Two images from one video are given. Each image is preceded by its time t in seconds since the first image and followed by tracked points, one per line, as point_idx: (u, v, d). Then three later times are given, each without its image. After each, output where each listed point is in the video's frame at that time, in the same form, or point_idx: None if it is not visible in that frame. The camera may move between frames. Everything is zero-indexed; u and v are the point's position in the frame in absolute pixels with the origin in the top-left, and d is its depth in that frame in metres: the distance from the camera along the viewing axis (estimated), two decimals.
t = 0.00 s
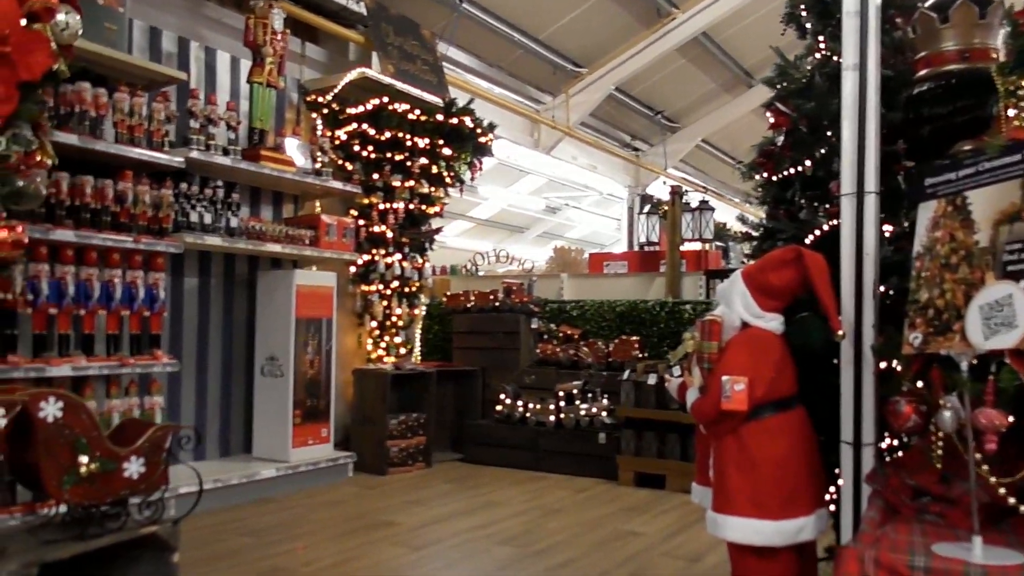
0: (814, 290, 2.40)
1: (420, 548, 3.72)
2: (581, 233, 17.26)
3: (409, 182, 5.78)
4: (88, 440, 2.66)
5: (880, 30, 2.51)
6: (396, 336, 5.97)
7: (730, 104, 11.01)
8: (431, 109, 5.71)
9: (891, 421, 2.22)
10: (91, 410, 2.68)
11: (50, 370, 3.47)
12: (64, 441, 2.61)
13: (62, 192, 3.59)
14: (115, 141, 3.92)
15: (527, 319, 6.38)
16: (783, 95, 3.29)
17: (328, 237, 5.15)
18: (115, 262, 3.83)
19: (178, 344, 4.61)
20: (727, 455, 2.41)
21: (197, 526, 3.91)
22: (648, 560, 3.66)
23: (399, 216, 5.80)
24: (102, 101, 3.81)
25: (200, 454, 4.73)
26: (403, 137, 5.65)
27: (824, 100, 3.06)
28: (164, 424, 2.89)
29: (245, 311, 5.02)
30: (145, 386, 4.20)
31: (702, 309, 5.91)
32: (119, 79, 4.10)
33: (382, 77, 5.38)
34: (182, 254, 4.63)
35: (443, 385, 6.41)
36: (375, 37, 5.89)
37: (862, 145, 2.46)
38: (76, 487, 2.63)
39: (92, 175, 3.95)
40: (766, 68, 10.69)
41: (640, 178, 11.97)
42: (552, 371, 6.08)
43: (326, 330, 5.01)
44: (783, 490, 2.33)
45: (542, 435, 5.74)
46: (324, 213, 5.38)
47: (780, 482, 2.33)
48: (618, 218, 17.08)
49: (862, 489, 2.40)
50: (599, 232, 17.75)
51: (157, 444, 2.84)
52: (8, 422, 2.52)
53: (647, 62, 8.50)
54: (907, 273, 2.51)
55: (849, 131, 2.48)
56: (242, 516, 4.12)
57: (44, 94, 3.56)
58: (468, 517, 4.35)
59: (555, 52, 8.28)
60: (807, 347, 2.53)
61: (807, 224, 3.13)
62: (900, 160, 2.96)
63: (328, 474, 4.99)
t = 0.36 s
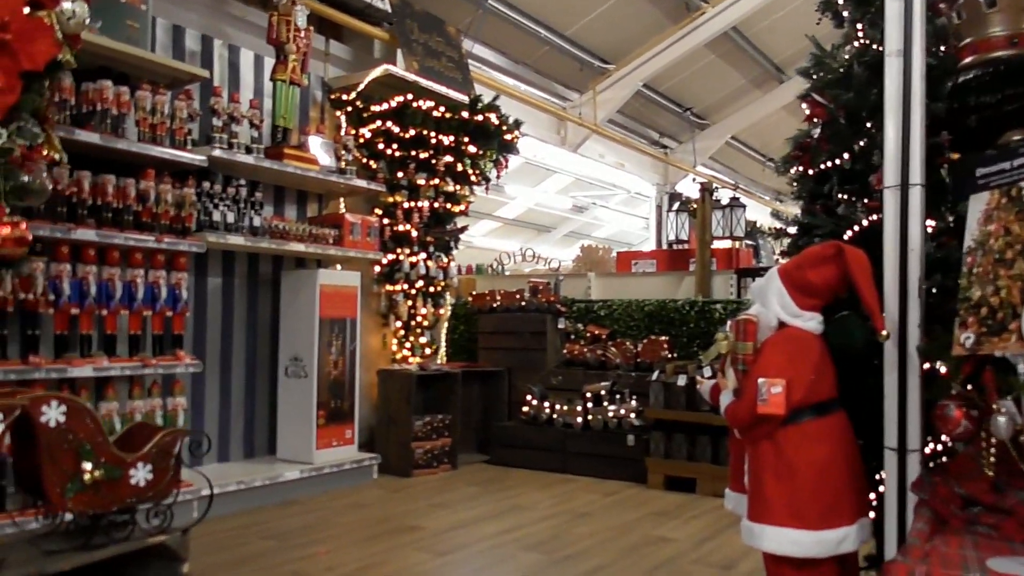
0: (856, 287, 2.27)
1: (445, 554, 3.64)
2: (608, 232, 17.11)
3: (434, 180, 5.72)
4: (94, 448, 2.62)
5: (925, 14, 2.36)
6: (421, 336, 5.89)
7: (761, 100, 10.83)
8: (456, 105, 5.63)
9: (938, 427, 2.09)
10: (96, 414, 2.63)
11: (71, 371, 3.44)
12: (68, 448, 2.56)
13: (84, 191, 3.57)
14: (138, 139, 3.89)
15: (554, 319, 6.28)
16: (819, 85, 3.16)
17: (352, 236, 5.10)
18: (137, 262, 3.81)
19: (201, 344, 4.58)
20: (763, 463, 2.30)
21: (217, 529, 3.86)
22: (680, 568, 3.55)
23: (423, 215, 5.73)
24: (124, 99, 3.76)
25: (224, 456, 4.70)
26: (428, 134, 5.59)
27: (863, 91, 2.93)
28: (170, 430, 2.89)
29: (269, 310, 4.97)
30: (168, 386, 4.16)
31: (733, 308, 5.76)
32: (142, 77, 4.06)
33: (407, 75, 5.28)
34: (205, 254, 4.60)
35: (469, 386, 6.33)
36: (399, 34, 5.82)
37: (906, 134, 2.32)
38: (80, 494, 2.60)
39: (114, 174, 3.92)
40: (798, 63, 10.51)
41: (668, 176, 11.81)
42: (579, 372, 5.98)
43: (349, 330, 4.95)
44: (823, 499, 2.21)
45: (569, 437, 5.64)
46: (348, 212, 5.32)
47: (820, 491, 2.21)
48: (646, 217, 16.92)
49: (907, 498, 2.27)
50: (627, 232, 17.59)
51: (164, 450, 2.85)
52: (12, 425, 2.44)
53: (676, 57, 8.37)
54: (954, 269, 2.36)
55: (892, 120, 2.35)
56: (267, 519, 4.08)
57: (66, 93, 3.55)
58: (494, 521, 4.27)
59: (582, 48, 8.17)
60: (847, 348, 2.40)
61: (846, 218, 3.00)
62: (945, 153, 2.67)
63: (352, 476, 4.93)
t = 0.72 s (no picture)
0: (895, 284, 2.15)
1: (465, 560, 3.55)
2: (631, 232, 16.95)
3: (453, 178, 5.63)
4: (88, 455, 2.56)
5: None
6: (442, 337, 5.81)
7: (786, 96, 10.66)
8: (476, 102, 5.56)
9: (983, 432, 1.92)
10: (91, 420, 2.58)
11: (86, 372, 3.40)
12: (62, 455, 2.50)
13: (98, 190, 3.53)
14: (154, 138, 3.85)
15: (576, 319, 6.17)
16: (851, 75, 3.02)
17: (370, 235, 5.03)
18: (152, 262, 3.76)
19: (219, 345, 4.53)
20: (796, 470, 2.18)
21: (235, 532, 3.81)
22: None
23: (443, 214, 5.65)
24: (139, 97, 3.72)
25: (242, 458, 4.65)
26: (447, 131, 5.49)
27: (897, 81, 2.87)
28: (168, 436, 2.82)
29: (288, 311, 4.92)
30: (185, 387, 4.12)
31: (760, 308, 5.62)
32: (158, 74, 4.01)
33: (426, 71, 5.21)
34: (222, 254, 4.55)
35: (490, 387, 6.24)
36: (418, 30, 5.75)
37: (948, 123, 2.20)
38: (74, 504, 2.53)
39: (129, 173, 3.88)
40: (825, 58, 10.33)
41: (691, 174, 11.65)
42: (601, 373, 5.87)
43: (368, 330, 4.89)
44: (860, 509, 2.09)
45: (592, 439, 5.54)
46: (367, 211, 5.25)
47: (858, 500, 2.09)
48: (669, 216, 16.74)
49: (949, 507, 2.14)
50: (650, 231, 17.42)
51: (163, 457, 2.79)
52: None
53: (700, 53, 8.23)
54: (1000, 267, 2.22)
55: (934, 108, 2.23)
56: (284, 523, 4.02)
57: (80, 91, 3.51)
58: (515, 525, 4.17)
59: (604, 44, 8.06)
60: (885, 350, 2.28)
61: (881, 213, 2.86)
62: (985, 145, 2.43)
63: (371, 479, 4.87)
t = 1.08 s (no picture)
0: (938, 281, 2.03)
1: (487, 566, 3.46)
2: (655, 231, 16.78)
3: (474, 176, 5.54)
4: (82, 463, 2.36)
5: None
6: (463, 337, 5.73)
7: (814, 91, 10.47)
8: (497, 99, 5.47)
9: None
10: (83, 425, 2.37)
11: (101, 373, 3.36)
12: (52, 464, 2.29)
13: (114, 189, 3.48)
14: (170, 136, 3.80)
15: (599, 319, 6.06)
16: (888, 63, 2.90)
17: (390, 234, 4.95)
18: (168, 262, 3.70)
19: (237, 346, 4.48)
20: (833, 479, 2.06)
21: (252, 536, 3.76)
22: None
23: (464, 212, 5.56)
24: (155, 94, 3.68)
25: (261, 460, 4.60)
26: (468, 128, 5.40)
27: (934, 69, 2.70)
28: (166, 442, 2.61)
29: (307, 311, 4.86)
30: (202, 389, 4.07)
31: (789, 307, 5.48)
32: (175, 71, 3.96)
33: (446, 68, 5.12)
34: (241, 254, 4.50)
35: (512, 388, 6.15)
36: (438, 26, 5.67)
37: (995, 110, 2.07)
38: (67, 515, 2.32)
39: (146, 172, 3.83)
40: (854, 52, 10.13)
41: (717, 171, 11.49)
42: (625, 374, 5.76)
43: (387, 331, 4.81)
44: (902, 520, 1.98)
45: (616, 442, 5.43)
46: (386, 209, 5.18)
47: (900, 511, 1.98)
48: (694, 215, 16.55)
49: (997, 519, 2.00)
50: (674, 230, 17.23)
51: (163, 465, 2.57)
52: None
53: (726, 48, 8.09)
54: None
55: (980, 94, 2.10)
56: (302, 526, 3.95)
57: (95, 88, 3.48)
58: (537, 530, 4.08)
59: (627, 39, 7.94)
60: (927, 351, 2.15)
61: (918, 207, 2.74)
62: None
63: (390, 482, 4.80)
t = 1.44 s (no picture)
0: (985, 278, 1.90)
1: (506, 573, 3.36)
2: (677, 230, 16.60)
3: (493, 174, 5.44)
4: (66, 475, 2.43)
5: None
6: (482, 338, 5.65)
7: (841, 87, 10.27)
8: (515, 95, 5.36)
9: None
10: (69, 435, 2.44)
11: (113, 374, 3.30)
12: (37, 475, 2.37)
13: (125, 187, 3.43)
14: (184, 132, 3.73)
15: (621, 319, 5.94)
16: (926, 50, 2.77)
17: (407, 233, 4.87)
18: (182, 261, 3.64)
19: (252, 346, 4.41)
20: (871, 489, 1.94)
21: (268, 541, 3.69)
22: None
23: (483, 211, 5.47)
24: (167, 90, 3.62)
25: (277, 462, 4.53)
26: (486, 125, 5.32)
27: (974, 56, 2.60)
28: (159, 451, 2.70)
29: (323, 311, 4.80)
30: (216, 390, 4.00)
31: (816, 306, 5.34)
32: (188, 68, 3.90)
33: (464, 64, 5.02)
34: (256, 253, 4.44)
35: (531, 390, 6.05)
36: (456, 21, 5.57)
37: None
38: (51, 530, 2.39)
39: (159, 169, 3.77)
40: (882, 46, 9.93)
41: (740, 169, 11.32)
42: (648, 376, 5.64)
43: (405, 331, 4.73)
44: (944, 533, 1.86)
45: (638, 445, 5.31)
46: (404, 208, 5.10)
47: (942, 523, 1.86)
48: (717, 214, 16.35)
49: None
50: (697, 230, 17.04)
51: (156, 475, 2.65)
52: None
53: (749, 43, 7.93)
54: None
55: None
56: (318, 531, 3.88)
57: (107, 84, 3.42)
58: (558, 536, 3.98)
59: (649, 35, 7.81)
60: (971, 352, 2.02)
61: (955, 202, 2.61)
62: None
63: (408, 485, 4.72)
